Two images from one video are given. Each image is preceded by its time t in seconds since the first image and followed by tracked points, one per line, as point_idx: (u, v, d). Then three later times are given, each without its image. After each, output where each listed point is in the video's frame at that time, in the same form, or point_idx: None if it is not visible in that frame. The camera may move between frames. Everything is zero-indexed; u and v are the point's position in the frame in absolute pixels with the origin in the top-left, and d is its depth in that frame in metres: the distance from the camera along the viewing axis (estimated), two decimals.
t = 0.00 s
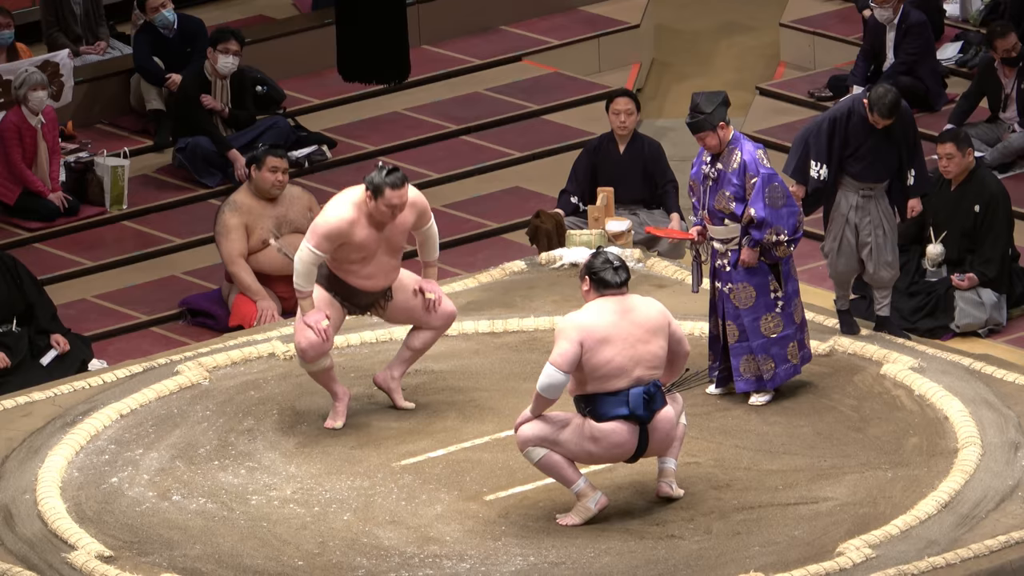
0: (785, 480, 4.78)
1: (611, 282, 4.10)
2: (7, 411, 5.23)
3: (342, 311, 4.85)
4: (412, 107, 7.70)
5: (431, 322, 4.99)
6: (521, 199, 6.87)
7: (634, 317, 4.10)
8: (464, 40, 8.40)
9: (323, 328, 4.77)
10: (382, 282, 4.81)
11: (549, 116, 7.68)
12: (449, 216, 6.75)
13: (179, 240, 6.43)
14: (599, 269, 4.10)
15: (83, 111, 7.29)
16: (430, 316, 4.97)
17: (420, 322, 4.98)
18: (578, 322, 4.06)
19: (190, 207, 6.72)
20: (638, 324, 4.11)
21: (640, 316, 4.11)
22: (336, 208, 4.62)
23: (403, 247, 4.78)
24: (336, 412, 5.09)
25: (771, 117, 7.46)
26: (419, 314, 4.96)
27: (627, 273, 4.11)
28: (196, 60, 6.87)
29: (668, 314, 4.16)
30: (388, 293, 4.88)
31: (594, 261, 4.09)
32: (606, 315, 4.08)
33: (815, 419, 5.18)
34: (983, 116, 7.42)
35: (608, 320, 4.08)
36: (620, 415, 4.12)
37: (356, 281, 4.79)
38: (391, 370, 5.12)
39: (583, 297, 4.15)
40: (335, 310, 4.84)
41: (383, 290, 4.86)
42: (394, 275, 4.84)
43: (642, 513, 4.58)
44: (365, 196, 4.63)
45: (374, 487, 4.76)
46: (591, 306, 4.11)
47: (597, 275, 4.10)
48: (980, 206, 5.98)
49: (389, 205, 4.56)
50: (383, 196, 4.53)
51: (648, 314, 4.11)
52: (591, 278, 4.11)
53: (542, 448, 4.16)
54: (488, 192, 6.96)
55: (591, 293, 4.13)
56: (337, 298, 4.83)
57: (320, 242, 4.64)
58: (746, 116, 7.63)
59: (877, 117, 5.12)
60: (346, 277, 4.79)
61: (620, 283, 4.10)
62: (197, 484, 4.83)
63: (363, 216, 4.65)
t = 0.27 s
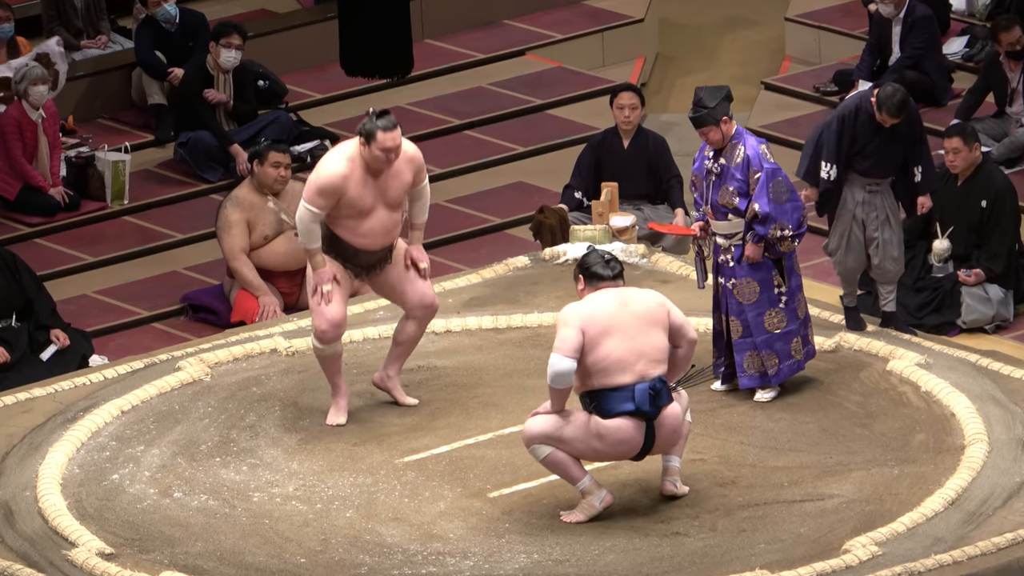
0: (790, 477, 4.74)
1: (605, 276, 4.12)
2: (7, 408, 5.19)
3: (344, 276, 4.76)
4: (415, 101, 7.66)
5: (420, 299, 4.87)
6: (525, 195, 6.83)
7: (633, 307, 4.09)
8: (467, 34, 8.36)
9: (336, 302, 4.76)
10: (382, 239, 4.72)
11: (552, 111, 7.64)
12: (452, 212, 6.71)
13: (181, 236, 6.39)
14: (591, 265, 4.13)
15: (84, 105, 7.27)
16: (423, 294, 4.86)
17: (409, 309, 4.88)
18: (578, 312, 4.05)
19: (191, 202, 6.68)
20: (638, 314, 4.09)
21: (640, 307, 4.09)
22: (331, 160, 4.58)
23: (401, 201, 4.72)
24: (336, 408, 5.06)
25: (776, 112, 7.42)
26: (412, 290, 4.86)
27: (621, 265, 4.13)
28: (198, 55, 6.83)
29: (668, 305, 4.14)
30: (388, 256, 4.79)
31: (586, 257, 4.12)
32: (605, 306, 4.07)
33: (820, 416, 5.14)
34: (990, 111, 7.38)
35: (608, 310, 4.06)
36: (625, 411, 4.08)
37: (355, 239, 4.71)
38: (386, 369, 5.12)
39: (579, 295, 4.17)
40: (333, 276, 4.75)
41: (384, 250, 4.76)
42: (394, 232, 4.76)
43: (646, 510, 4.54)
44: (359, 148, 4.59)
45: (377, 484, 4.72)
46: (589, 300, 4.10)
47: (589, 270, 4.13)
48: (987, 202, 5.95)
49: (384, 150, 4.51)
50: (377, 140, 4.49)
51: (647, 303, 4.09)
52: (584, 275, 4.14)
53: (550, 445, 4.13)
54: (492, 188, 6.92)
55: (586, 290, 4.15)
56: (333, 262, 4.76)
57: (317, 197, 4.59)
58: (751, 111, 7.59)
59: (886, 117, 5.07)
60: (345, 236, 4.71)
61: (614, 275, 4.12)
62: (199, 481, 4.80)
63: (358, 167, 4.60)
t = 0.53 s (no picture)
0: (811, 472, 4.62)
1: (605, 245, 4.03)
2: (10, 400, 5.08)
3: (353, 252, 4.63)
4: (427, 87, 7.52)
5: (417, 285, 4.77)
6: (539, 183, 6.70)
7: (639, 269, 4.00)
8: (480, 19, 8.22)
9: (352, 288, 4.65)
10: (390, 207, 4.60)
11: (567, 97, 7.50)
12: (465, 201, 6.59)
13: (188, 224, 6.27)
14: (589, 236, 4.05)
15: (89, 91, 7.14)
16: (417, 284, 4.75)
17: (400, 299, 4.79)
18: (581, 279, 3.98)
19: (197, 189, 6.55)
20: (644, 276, 4.00)
21: (645, 268, 4.01)
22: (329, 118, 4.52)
23: (406, 162, 4.62)
24: (345, 401, 4.95)
25: (795, 98, 7.28)
26: (414, 276, 4.75)
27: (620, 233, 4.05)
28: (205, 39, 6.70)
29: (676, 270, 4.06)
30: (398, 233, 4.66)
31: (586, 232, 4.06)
32: (610, 270, 3.99)
33: (841, 409, 5.01)
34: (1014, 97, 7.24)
35: (613, 274, 3.98)
36: (645, 369, 3.93)
37: (362, 206, 4.59)
38: (392, 368, 5.01)
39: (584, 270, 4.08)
40: (342, 252, 4.62)
41: (394, 224, 4.64)
42: (403, 202, 4.64)
43: (664, 505, 4.42)
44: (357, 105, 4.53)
45: (388, 478, 4.61)
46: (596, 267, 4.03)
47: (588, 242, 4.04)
48: (1012, 190, 5.81)
49: (381, 98, 4.45)
50: (373, 87, 4.43)
51: (652, 264, 4.01)
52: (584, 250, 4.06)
53: (580, 436, 4.02)
54: (505, 176, 6.80)
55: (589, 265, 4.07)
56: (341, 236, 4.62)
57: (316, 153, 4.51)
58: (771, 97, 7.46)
59: (910, 99, 4.99)
60: (351, 202, 4.59)
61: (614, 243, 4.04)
62: (206, 475, 4.68)
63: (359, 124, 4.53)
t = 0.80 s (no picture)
0: (833, 470, 4.49)
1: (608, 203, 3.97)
2: (14, 397, 4.97)
3: (362, 243, 4.51)
4: (442, 76, 7.39)
5: (421, 281, 4.66)
6: (555, 175, 6.58)
7: (646, 229, 3.92)
8: (496, 7, 8.08)
9: (362, 283, 4.54)
10: (396, 190, 4.47)
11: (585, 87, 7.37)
12: (480, 193, 6.48)
13: (195, 217, 6.15)
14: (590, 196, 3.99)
15: (94, 82, 6.91)
16: (419, 282, 4.66)
17: (400, 296, 4.69)
18: (588, 244, 3.90)
19: (206, 181, 6.43)
20: (651, 236, 3.91)
21: (651, 229, 3.93)
22: (328, 98, 4.41)
23: (410, 142, 4.50)
24: (357, 397, 4.84)
25: (816, 88, 7.14)
26: (420, 270, 4.65)
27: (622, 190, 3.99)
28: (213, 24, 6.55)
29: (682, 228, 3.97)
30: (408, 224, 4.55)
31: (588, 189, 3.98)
32: (618, 232, 3.90)
33: (864, 405, 4.88)
34: None
35: (621, 234, 3.89)
36: (661, 323, 3.81)
37: (367, 191, 4.46)
38: (401, 367, 4.90)
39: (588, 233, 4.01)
40: (351, 244, 4.50)
41: (404, 212, 4.51)
42: (409, 186, 4.52)
43: (684, 504, 4.29)
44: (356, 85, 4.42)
45: (401, 476, 4.49)
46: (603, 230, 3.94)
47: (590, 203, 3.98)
48: None
49: (378, 73, 4.33)
50: (368, 61, 4.31)
51: (658, 224, 3.93)
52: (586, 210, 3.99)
53: (616, 424, 3.91)
54: (522, 167, 6.68)
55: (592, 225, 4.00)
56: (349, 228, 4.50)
57: (314, 133, 4.40)
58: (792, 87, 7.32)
59: (937, 87, 4.96)
60: (356, 185, 4.46)
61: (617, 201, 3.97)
62: (214, 473, 4.57)
63: (358, 103, 4.42)
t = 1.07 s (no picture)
0: (857, 471, 4.36)
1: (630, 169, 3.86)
2: (20, 396, 4.86)
3: (369, 239, 4.40)
4: (457, 68, 7.26)
5: (437, 277, 4.54)
6: (572, 169, 6.46)
7: (670, 199, 3.79)
8: None
9: (372, 280, 4.43)
10: (403, 182, 4.36)
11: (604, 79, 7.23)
12: (495, 187, 6.36)
13: (205, 212, 6.03)
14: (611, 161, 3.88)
15: (102, 73, 6.79)
16: (435, 280, 4.53)
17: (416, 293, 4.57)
18: (609, 213, 3.78)
19: (215, 175, 6.32)
20: (675, 207, 3.79)
21: (676, 198, 3.80)
22: (329, 89, 4.31)
23: (415, 131, 4.39)
24: (371, 396, 4.72)
25: (839, 80, 7.00)
26: (433, 266, 4.52)
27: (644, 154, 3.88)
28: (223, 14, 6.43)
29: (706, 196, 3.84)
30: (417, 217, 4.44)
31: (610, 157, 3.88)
32: (641, 203, 3.77)
33: (889, 405, 4.75)
34: None
35: (644, 205, 3.77)
36: (675, 308, 3.72)
37: (372, 184, 4.35)
38: (418, 363, 4.79)
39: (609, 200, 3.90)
40: (358, 240, 4.39)
41: (411, 206, 4.40)
42: (415, 178, 4.40)
43: (705, 506, 4.17)
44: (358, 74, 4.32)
45: (415, 478, 4.37)
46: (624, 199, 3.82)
47: (611, 168, 3.87)
48: None
49: (380, 58, 4.24)
50: (369, 47, 4.24)
51: (683, 196, 3.80)
52: (608, 175, 3.89)
53: (649, 418, 3.81)
54: (539, 161, 6.55)
55: (614, 192, 3.89)
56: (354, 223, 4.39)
57: (317, 125, 4.30)
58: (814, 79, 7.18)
59: (966, 74, 4.86)
60: (361, 178, 4.35)
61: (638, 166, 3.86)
62: (225, 474, 4.45)
63: (360, 92, 4.31)
